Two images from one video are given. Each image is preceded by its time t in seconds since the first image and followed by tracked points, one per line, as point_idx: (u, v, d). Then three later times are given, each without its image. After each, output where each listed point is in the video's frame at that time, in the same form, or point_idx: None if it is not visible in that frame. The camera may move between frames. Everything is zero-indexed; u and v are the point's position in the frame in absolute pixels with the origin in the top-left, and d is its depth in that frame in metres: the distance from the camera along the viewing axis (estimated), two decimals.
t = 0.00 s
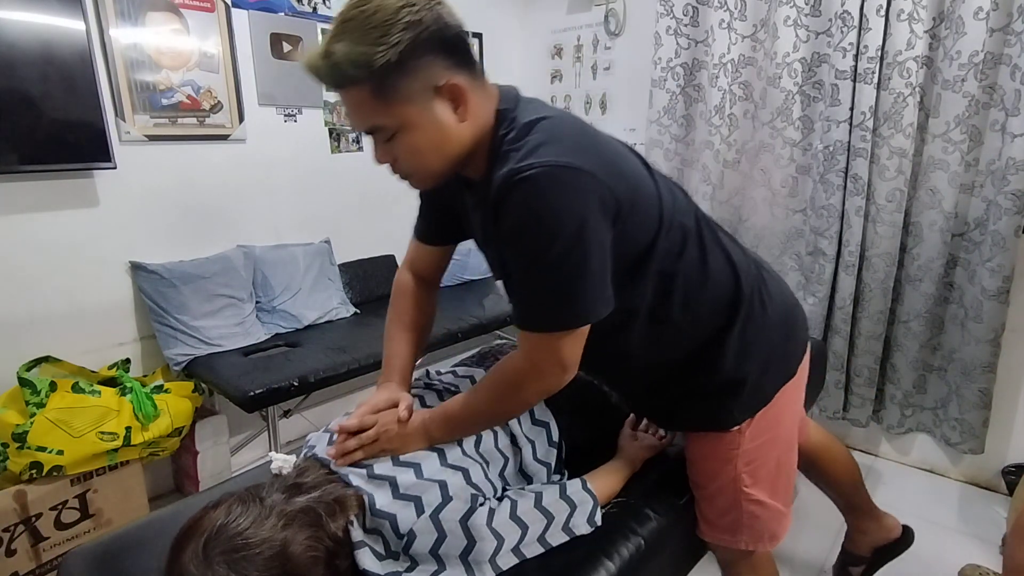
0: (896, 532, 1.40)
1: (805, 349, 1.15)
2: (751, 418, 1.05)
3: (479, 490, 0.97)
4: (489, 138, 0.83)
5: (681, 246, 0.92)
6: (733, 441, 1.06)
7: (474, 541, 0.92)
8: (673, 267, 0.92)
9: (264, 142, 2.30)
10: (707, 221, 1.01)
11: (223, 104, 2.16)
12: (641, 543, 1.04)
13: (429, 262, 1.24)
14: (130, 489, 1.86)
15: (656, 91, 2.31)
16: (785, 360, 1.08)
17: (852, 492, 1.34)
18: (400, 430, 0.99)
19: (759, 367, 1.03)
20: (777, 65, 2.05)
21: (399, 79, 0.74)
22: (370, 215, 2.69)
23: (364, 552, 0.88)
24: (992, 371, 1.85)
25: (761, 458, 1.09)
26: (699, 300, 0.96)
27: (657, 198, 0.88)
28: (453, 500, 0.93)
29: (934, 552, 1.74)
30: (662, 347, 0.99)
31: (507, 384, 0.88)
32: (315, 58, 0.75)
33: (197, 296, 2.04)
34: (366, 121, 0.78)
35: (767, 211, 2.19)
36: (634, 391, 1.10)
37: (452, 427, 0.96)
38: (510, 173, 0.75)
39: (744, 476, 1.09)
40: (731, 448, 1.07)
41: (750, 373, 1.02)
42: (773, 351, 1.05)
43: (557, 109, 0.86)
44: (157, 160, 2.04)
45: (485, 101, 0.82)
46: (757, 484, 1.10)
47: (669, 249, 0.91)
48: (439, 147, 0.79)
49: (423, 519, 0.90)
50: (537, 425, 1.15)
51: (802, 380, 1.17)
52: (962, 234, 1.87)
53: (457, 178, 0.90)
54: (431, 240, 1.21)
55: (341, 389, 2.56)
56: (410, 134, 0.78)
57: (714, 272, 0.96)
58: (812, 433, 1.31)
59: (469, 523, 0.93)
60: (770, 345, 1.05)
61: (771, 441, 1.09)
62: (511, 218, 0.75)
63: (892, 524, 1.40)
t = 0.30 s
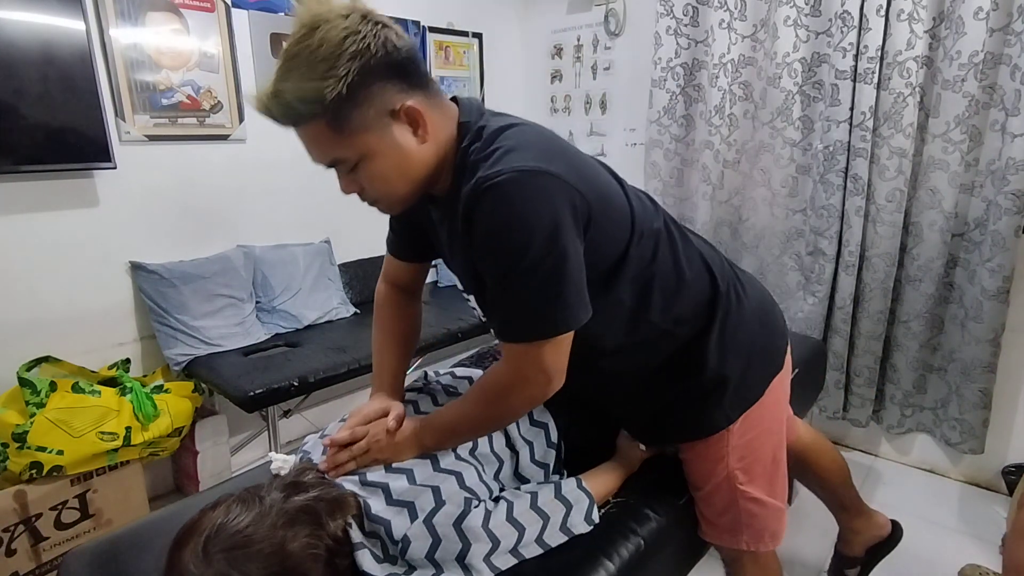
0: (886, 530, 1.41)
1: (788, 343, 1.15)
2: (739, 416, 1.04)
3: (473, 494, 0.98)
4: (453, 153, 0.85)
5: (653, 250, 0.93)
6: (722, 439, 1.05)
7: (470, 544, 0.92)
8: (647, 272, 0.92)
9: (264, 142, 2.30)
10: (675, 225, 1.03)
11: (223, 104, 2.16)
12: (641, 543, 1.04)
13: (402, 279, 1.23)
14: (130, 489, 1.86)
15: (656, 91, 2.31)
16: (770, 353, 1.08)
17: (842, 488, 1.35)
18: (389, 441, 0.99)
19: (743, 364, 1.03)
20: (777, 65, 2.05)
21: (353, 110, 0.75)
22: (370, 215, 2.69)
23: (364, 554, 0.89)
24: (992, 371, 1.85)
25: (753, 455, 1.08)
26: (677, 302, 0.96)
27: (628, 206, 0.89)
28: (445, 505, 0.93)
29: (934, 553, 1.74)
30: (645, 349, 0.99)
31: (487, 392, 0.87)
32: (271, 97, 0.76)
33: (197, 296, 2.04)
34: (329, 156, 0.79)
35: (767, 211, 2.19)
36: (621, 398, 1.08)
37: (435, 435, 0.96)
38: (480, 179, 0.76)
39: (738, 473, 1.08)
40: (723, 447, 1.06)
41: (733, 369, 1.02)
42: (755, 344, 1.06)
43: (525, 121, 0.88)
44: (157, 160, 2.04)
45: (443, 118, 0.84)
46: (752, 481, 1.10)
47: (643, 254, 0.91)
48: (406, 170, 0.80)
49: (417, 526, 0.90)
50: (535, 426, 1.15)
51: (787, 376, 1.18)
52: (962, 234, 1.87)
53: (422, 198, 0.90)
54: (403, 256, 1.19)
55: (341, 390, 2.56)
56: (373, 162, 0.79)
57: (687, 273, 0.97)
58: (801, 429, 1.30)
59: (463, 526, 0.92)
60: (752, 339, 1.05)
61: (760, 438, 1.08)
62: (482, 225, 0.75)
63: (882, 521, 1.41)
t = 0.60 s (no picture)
0: (877, 557, 1.41)
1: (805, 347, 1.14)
2: (753, 412, 1.04)
3: (471, 493, 0.98)
4: (499, 123, 0.84)
5: (684, 239, 0.92)
6: (733, 434, 1.05)
7: (468, 544, 0.93)
8: (675, 258, 0.91)
9: (264, 142, 2.30)
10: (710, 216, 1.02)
11: (223, 104, 2.15)
12: (641, 543, 1.04)
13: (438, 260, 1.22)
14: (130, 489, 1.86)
15: (656, 91, 2.31)
16: (787, 352, 1.07)
17: (839, 509, 1.34)
18: (387, 438, 0.99)
19: (760, 353, 1.03)
20: (777, 65, 2.05)
21: (408, 60, 0.74)
22: (370, 214, 2.69)
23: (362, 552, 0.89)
24: (992, 371, 1.85)
25: (761, 453, 1.08)
26: (702, 291, 0.95)
27: (664, 193, 0.88)
28: (444, 504, 0.94)
29: (934, 552, 1.74)
30: (665, 336, 0.98)
31: (483, 372, 0.87)
32: (327, 39, 0.75)
33: (197, 296, 2.03)
34: (374, 101, 0.78)
35: (767, 211, 2.19)
36: (635, 384, 1.07)
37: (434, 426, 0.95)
38: (521, 152, 0.76)
39: (743, 471, 1.08)
40: (731, 443, 1.06)
41: (751, 363, 1.01)
42: (774, 342, 1.05)
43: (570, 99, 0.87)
44: (157, 161, 2.04)
45: (494, 87, 0.83)
46: (757, 479, 1.09)
47: (675, 239, 0.90)
48: (449, 129, 0.79)
49: (415, 524, 0.91)
50: (534, 427, 1.15)
51: (803, 378, 1.18)
52: (962, 234, 1.87)
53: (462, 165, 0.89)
54: (439, 233, 1.20)
55: (341, 390, 2.56)
56: (418, 116, 0.77)
57: (716, 266, 0.96)
58: (804, 445, 1.30)
59: (461, 526, 0.93)
60: (772, 337, 1.04)
61: (769, 436, 1.08)
62: (517, 196, 0.75)
63: (875, 547, 1.41)
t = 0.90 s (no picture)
0: None
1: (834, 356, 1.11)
2: (772, 415, 1.01)
3: (480, 490, 0.98)
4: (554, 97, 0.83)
5: (726, 232, 0.91)
6: (746, 435, 1.02)
7: (472, 542, 0.93)
8: (715, 249, 0.91)
9: (264, 142, 2.30)
10: (756, 212, 1.00)
11: (223, 104, 2.16)
12: (641, 543, 1.04)
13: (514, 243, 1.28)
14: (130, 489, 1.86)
15: (656, 91, 2.31)
16: (816, 358, 1.04)
17: (840, 525, 1.33)
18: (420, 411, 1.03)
19: (788, 355, 1.00)
20: (777, 65, 2.05)
21: (465, 22, 0.76)
22: (370, 214, 2.69)
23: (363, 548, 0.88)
24: (992, 371, 1.85)
25: (775, 456, 1.05)
26: (736, 288, 0.94)
27: (710, 183, 0.87)
28: (455, 500, 0.94)
29: (934, 552, 1.74)
30: (692, 332, 0.97)
31: (514, 349, 0.88)
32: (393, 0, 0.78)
33: (197, 296, 2.03)
34: (433, 61, 0.80)
35: (766, 211, 2.20)
36: (656, 380, 1.07)
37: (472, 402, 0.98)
38: (567, 130, 0.76)
39: (753, 472, 1.06)
40: (743, 443, 1.03)
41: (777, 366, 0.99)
42: (804, 347, 1.02)
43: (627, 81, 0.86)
44: (157, 161, 2.04)
45: (555, 61, 0.83)
46: (765, 482, 1.08)
47: (717, 232, 0.90)
48: (500, 94, 0.80)
49: (423, 518, 0.91)
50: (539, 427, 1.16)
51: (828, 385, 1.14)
52: (962, 233, 1.87)
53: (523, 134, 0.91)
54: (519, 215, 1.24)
55: (341, 390, 2.56)
56: (471, 79, 0.79)
57: (755, 264, 0.95)
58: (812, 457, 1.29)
59: (469, 524, 0.94)
60: (802, 342, 1.02)
61: (785, 440, 1.05)
62: (559, 172, 0.76)
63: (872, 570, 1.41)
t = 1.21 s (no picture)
0: None
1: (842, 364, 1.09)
2: (772, 418, 0.99)
3: (480, 481, 0.99)
4: (572, 78, 0.86)
5: (737, 228, 0.90)
6: (745, 437, 1.00)
7: (473, 535, 0.93)
8: (723, 245, 0.90)
9: (264, 142, 2.30)
10: (770, 211, 1.00)
11: (223, 104, 2.15)
12: (641, 543, 1.05)
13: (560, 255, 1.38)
14: (130, 489, 1.86)
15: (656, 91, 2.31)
16: (819, 367, 1.02)
17: (841, 535, 1.33)
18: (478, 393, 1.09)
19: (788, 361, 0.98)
20: (778, 65, 2.05)
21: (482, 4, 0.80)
22: (370, 214, 2.69)
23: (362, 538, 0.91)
24: (992, 371, 1.85)
25: (772, 460, 1.03)
26: (742, 285, 0.93)
27: (722, 178, 0.87)
28: (455, 488, 0.96)
29: (934, 552, 1.74)
30: (693, 329, 0.96)
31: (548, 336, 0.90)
32: None
33: (197, 296, 2.03)
34: (456, 40, 0.85)
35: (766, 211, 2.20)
36: (657, 378, 1.07)
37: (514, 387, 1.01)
38: (580, 117, 0.77)
39: (749, 476, 1.04)
40: (741, 445, 1.01)
41: (776, 368, 0.96)
42: (806, 353, 0.99)
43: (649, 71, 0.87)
44: (157, 161, 2.04)
45: (574, 41, 0.85)
46: (762, 487, 1.05)
47: (727, 229, 0.90)
48: (516, 73, 0.83)
49: (426, 503, 0.92)
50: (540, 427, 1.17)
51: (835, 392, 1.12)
52: (962, 233, 1.87)
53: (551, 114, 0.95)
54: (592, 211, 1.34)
55: (341, 390, 2.56)
56: (489, 58, 0.83)
57: (763, 263, 0.94)
58: (812, 465, 1.28)
59: (471, 513, 0.95)
60: (806, 347, 0.99)
61: (785, 445, 1.03)
62: (570, 161, 0.77)
63: None
